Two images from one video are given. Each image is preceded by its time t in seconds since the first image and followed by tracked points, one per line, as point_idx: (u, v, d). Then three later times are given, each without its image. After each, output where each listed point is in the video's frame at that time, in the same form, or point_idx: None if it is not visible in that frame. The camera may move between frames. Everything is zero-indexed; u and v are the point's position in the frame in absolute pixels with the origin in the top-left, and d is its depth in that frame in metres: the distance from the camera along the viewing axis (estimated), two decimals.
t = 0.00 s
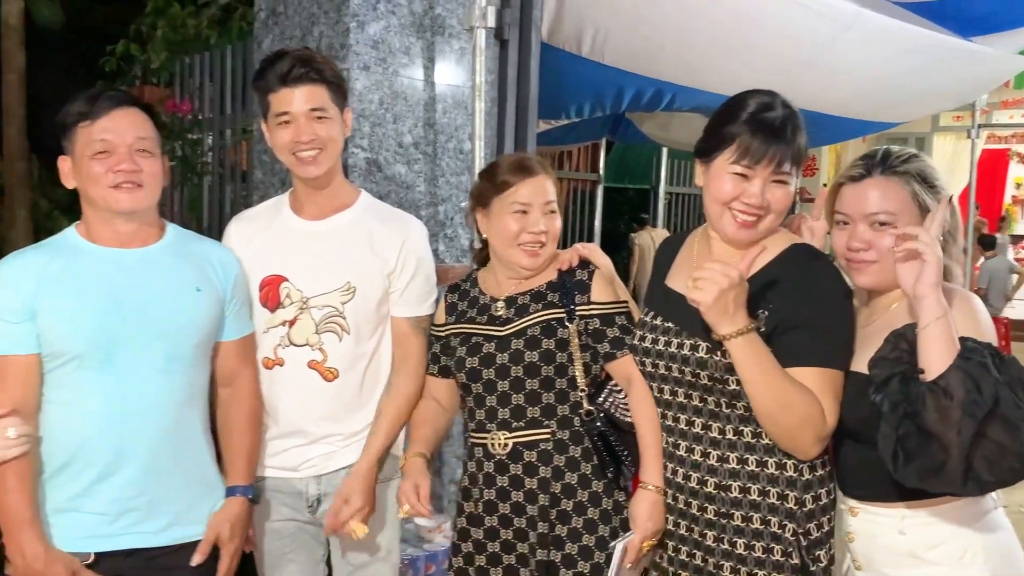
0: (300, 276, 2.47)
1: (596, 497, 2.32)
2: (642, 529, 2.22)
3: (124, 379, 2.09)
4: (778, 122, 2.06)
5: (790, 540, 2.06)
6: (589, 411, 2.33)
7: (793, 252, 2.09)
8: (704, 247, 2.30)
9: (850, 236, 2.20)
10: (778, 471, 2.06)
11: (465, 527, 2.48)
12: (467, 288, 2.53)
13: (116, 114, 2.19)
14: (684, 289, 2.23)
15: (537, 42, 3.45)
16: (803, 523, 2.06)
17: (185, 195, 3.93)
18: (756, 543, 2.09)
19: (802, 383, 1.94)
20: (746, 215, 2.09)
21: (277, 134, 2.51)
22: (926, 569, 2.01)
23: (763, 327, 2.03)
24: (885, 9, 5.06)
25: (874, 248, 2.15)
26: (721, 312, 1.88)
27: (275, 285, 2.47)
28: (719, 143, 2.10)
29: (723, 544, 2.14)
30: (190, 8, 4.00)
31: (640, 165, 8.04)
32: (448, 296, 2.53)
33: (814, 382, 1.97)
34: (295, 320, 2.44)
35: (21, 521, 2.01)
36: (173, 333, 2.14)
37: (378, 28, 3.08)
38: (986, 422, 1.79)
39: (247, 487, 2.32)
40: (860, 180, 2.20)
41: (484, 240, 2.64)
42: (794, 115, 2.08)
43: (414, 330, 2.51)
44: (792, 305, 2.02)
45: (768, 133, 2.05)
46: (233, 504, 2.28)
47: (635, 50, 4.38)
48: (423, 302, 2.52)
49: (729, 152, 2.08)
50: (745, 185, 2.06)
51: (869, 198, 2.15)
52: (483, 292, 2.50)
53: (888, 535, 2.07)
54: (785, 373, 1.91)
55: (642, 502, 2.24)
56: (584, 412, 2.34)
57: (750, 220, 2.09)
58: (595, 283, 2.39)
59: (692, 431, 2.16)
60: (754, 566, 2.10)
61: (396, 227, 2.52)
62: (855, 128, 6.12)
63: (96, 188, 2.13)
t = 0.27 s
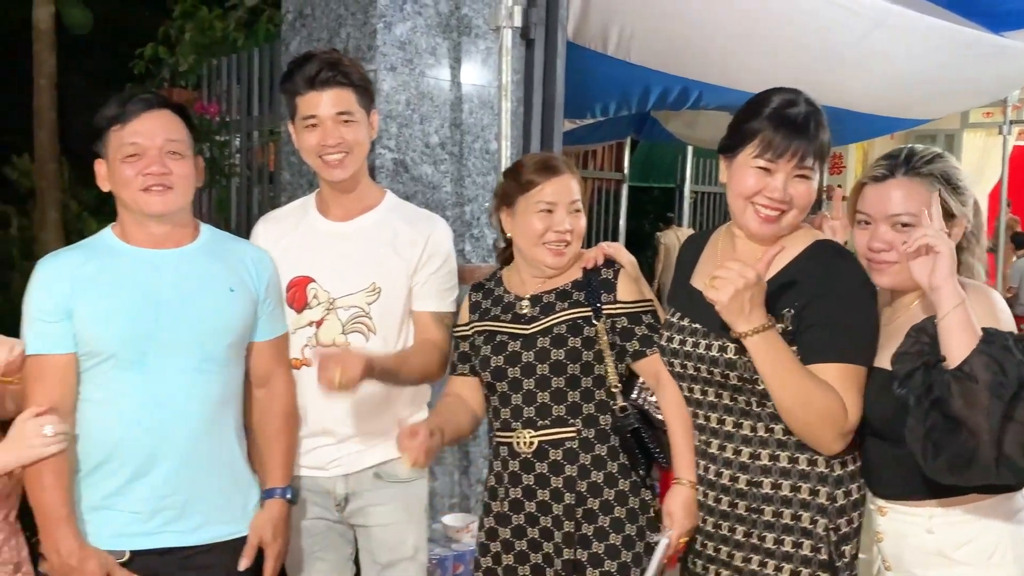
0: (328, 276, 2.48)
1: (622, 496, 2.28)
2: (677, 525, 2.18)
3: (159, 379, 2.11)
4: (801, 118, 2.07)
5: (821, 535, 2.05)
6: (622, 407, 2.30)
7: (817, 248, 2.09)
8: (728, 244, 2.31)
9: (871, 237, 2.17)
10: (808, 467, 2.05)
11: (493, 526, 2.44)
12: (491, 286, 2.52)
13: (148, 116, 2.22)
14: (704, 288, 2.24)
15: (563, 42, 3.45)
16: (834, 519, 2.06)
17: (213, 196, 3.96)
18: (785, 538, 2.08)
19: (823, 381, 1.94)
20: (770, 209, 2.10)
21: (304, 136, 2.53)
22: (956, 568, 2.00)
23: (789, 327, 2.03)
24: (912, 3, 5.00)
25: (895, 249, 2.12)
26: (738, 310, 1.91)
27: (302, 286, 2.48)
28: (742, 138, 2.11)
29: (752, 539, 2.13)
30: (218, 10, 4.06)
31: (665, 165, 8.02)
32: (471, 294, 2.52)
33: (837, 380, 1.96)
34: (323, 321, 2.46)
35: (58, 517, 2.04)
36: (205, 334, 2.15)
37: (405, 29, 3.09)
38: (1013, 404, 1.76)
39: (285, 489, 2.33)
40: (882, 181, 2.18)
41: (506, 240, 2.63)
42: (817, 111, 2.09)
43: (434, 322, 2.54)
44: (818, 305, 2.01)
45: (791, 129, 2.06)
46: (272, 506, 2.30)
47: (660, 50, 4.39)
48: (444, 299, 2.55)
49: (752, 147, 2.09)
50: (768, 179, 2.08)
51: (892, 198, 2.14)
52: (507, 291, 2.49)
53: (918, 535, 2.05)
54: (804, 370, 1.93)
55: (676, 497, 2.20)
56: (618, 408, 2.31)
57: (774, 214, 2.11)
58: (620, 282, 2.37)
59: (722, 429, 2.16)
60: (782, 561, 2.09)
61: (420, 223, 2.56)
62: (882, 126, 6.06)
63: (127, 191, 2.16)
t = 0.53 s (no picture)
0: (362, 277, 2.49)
1: (649, 494, 2.26)
2: (709, 518, 2.16)
3: (197, 380, 2.14)
4: (840, 114, 2.06)
5: (860, 533, 2.05)
6: (652, 403, 2.27)
7: (855, 248, 2.07)
8: (766, 242, 2.29)
9: (901, 235, 2.13)
10: (846, 464, 2.05)
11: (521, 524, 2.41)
12: (518, 285, 2.51)
13: (182, 119, 2.24)
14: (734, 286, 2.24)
15: (591, 41, 3.44)
16: (872, 515, 2.06)
17: (246, 197, 4.00)
18: (824, 535, 2.08)
19: (843, 382, 1.93)
20: (806, 205, 2.09)
21: (335, 139, 2.54)
22: (988, 565, 1.97)
23: (827, 326, 2.02)
24: None
25: (926, 248, 2.09)
26: (757, 319, 1.92)
27: (335, 287, 2.49)
28: (779, 134, 2.11)
29: (790, 537, 2.13)
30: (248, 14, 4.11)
31: (692, 163, 7.98)
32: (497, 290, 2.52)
33: (870, 385, 1.94)
34: (355, 321, 2.46)
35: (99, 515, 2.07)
36: (243, 333, 2.18)
37: (435, 30, 3.10)
38: None
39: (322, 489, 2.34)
40: (914, 178, 2.13)
41: (532, 238, 2.61)
42: (857, 108, 2.08)
43: (458, 305, 2.50)
44: (850, 302, 2.01)
45: (830, 126, 2.05)
46: (310, 505, 2.33)
47: (687, 43, 4.40)
48: (466, 280, 2.53)
49: (790, 143, 2.09)
50: (805, 175, 2.07)
51: (921, 196, 2.10)
52: (534, 290, 2.47)
53: (950, 531, 2.02)
54: (830, 375, 1.93)
55: (706, 491, 2.19)
56: (646, 405, 2.28)
57: (811, 211, 2.09)
58: (646, 280, 2.34)
59: (758, 426, 2.14)
60: (823, 559, 2.09)
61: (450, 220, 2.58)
62: (915, 123, 5.98)
63: (165, 193, 2.19)
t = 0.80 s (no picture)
0: (390, 279, 2.50)
1: (667, 499, 2.17)
2: (734, 518, 2.06)
3: (230, 380, 2.16)
4: (874, 112, 2.04)
5: (895, 535, 2.04)
6: (673, 404, 2.18)
7: (886, 247, 2.06)
8: (798, 242, 2.27)
9: (938, 235, 2.12)
10: (880, 466, 2.04)
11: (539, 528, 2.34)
12: (538, 286, 2.43)
13: (210, 122, 2.27)
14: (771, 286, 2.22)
15: (617, 42, 3.43)
16: (906, 518, 2.05)
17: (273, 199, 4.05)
18: (859, 538, 2.07)
19: (878, 385, 1.91)
20: (840, 203, 2.07)
21: (360, 142, 2.55)
22: None
23: (862, 325, 2.00)
24: None
25: (964, 248, 2.08)
26: (787, 324, 1.90)
27: (363, 289, 2.51)
28: (813, 132, 2.10)
29: (823, 539, 2.11)
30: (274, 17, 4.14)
31: (716, 162, 7.95)
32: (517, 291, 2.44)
33: (902, 386, 1.92)
34: (384, 322, 2.47)
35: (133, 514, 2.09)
36: (277, 336, 2.20)
37: (460, 31, 3.11)
38: None
39: (353, 490, 2.36)
40: (951, 178, 2.12)
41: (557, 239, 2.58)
42: (892, 106, 2.07)
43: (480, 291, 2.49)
44: (882, 302, 1.98)
45: (864, 124, 2.04)
46: (341, 506, 2.33)
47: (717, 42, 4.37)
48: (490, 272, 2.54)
49: (824, 140, 2.07)
50: (838, 172, 2.06)
51: (958, 197, 2.08)
52: (552, 291, 2.39)
53: (995, 534, 2.03)
54: (862, 376, 1.90)
55: (732, 491, 2.09)
56: (667, 404, 2.20)
57: (844, 208, 2.08)
58: (666, 280, 2.26)
59: (790, 427, 2.12)
60: (858, 561, 2.07)
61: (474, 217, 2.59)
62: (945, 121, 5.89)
63: (188, 197, 2.22)
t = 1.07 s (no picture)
0: (417, 278, 2.50)
1: (676, 512, 2.13)
2: (756, 533, 2.04)
3: (259, 380, 2.17)
4: (897, 105, 2.04)
5: (924, 539, 2.01)
6: (691, 413, 2.16)
7: (914, 245, 2.04)
8: (823, 240, 2.26)
9: (974, 233, 2.10)
10: (908, 468, 2.02)
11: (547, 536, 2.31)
12: (555, 293, 2.38)
13: (238, 124, 2.29)
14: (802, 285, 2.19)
15: (642, 43, 3.42)
16: (935, 521, 2.02)
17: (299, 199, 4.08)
18: (887, 541, 2.04)
19: (910, 388, 1.89)
20: (865, 196, 2.06)
21: (386, 144, 2.56)
22: None
23: (891, 325, 1.97)
24: None
25: (1001, 247, 2.06)
26: (814, 333, 1.88)
27: (390, 290, 2.52)
28: (835, 127, 2.10)
29: (851, 542, 2.07)
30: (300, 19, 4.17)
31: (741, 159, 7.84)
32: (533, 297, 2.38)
33: (936, 388, 1.90)
34: (411, 323, 2.48)
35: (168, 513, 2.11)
36: (307, 336, 2.22)
37: (485, 31, 3.11)
38: None
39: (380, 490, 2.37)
40: (993, 177, 2.08)
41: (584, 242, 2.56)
42: (916, 100, 2.06)
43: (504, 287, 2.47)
44: (915, 302, 1.96)
45: (887, 116, 2.03)
46: (369, 507, 2.34)
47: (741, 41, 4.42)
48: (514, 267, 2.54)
49: (846, 133, 2.07)
50: (861, 164, 2.05)
51: (995, 195, 2.07)
52: (569, 297, 2.34)
53: None
54: (895, 380, 1.89)
55: (753, 503, 2.06)
56: (685, 413, 2.17)
57: (869, 201, 2.06)
58: (684, 288, 2.21)
59: (816, 429, 2.09)
60: (886, 564, 2.04)
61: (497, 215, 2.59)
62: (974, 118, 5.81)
63: (217, 198, 2.24)
